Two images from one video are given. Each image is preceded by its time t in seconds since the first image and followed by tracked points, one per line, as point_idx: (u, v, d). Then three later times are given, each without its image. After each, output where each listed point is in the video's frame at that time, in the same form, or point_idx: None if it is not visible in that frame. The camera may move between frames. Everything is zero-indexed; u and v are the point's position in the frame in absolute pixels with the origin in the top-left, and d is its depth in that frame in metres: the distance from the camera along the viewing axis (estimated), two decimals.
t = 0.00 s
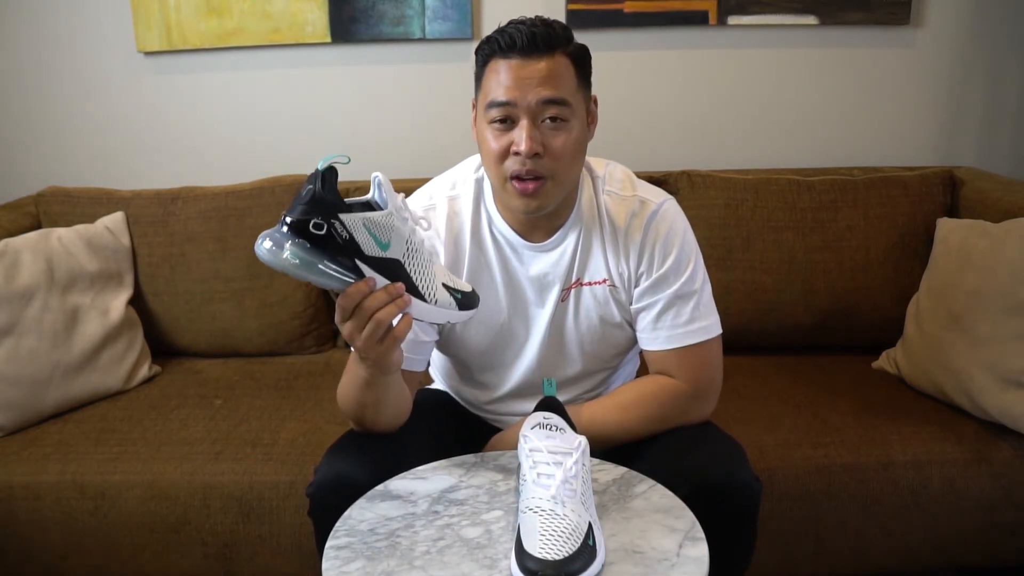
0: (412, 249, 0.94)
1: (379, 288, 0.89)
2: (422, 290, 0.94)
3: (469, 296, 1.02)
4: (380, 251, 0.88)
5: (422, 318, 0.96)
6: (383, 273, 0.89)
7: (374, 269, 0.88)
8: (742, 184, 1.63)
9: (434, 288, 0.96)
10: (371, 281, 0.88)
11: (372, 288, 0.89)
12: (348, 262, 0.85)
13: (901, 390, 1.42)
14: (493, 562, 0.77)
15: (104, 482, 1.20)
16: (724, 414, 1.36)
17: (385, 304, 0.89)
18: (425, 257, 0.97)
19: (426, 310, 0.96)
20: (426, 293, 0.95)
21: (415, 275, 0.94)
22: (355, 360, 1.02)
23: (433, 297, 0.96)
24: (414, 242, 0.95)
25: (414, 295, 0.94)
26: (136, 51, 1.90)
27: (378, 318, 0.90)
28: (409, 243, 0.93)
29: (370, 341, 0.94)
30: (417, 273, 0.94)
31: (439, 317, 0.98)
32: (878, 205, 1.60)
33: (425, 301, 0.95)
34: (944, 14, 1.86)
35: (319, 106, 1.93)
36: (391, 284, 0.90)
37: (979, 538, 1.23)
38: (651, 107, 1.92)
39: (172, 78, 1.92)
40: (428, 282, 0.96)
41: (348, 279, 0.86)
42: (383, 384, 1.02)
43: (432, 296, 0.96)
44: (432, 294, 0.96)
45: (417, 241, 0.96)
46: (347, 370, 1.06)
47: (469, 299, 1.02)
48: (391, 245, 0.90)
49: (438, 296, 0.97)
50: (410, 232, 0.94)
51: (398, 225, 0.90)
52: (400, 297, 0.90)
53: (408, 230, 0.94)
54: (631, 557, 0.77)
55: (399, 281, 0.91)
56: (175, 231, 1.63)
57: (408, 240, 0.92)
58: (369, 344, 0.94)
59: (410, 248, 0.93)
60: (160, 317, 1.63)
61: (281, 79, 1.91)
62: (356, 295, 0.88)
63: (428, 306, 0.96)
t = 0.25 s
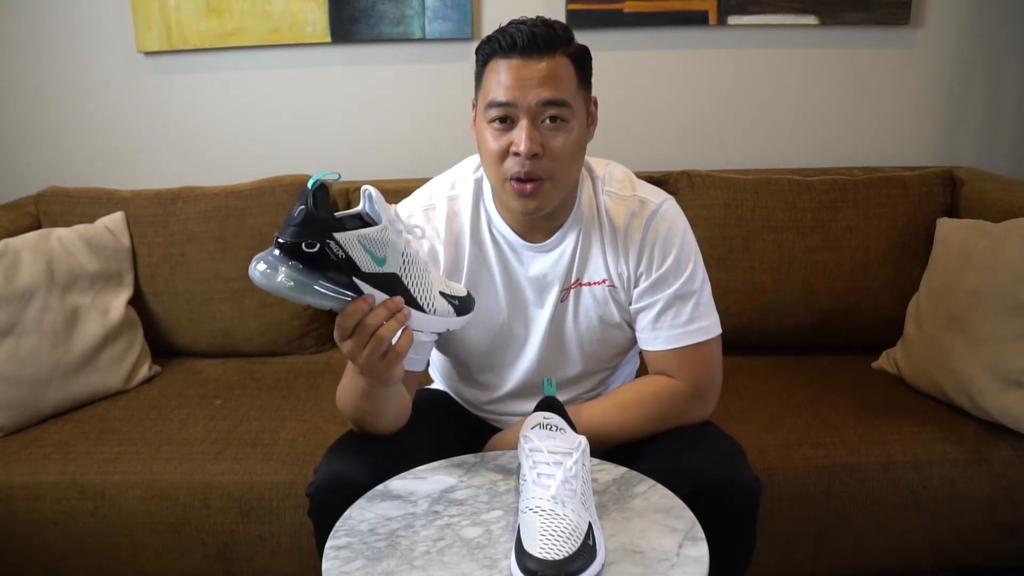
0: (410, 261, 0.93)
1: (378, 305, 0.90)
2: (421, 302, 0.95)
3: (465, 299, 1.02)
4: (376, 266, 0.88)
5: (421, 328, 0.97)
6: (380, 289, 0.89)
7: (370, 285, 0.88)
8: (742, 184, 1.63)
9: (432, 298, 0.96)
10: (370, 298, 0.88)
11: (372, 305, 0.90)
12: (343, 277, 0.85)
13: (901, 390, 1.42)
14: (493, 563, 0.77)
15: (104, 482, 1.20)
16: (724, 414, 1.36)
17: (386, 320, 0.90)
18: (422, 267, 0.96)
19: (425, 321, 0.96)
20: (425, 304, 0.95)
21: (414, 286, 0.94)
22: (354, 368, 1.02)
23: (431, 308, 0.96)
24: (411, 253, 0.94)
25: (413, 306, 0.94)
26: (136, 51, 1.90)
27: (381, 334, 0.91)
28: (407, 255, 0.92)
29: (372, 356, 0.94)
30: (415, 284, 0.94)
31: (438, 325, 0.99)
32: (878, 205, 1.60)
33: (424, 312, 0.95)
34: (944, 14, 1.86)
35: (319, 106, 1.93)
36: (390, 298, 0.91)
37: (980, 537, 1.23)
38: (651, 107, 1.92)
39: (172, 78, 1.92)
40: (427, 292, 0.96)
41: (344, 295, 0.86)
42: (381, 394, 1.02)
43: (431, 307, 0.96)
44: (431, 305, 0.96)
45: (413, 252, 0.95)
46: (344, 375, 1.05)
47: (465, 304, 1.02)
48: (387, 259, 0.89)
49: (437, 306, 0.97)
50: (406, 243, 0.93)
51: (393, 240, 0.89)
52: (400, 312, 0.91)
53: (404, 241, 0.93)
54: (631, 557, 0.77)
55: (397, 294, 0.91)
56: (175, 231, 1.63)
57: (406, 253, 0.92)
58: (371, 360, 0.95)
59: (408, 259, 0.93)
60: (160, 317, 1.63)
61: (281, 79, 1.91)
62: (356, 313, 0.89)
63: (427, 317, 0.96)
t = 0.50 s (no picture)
0: (397, 244, 0.93)
1: (372, 294, 0.91)
2: (410, 284, 0.95)
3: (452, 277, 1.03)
4: (362, 257, 0.88)
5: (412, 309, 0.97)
6: (367, 277, 0.89)
7: (355, 275, 0.88)
8: (742, 184, 1.63)
9: (421, 279, 0.97)
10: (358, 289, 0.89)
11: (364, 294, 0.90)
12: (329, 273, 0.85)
13: (901, 390, 1.42)
14: (493, 562, 0.77)
15: (104, 482, 1.20)
16: (724, 414, 1.36)
17: (377, 306, 0.91)
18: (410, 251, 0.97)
19: (416, 303, 0.97)
20: (415, 286, 0.96)
21: (402, 271, 0.94)
22: (352, 361, 1.01)
23: (421, 289, 0.97)
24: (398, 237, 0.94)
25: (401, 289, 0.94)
26: (136, 51, 1.90)
27: (376, 323, 0.91)
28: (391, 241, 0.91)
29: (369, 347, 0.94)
30: (404, 269, 0.94)
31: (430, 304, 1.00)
32: (878, 205, 1.60)
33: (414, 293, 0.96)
34: (944, 14, 1.86)
35: (319, 106, 1.93)
36: (381, 286, 0.91)
37: (980, 538, 1.23)
38: (651, 107, 1.92)
39: (172, 78, 1.92)
40: (415, 274, 0.96)
41: (333, 289, 0.87)
42: (382, 385, 1.01)
43: (421, 288, 0.97)
44: (420, 286, 0.97)
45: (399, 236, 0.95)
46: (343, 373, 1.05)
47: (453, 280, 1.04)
48: (372, 249, 0.88)
49: (426, 285, 0.98)
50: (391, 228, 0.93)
51: (376, 228, 0.88)
52: (392, 299, 0.92)
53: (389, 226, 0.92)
54: (631, 557, 0.77)
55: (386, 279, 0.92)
56: (175, 231, 1.63)
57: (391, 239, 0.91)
58: (368, 350, 0.95)
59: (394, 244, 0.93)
60: (160, 317, 1.63)
61: (281, 79, 1.91)
62: (350, 307, 0.89)
63: (417, 297, 0.97)
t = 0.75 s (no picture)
0: (405, 223, 0.94)
1: (368, 260, 0.89)
2: (415, 262, 0.94)
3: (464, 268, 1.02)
4: (370, 223, 0.88)
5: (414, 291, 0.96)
6: (374, 245, 0.89)
7: (365, 241, 0.88)
8: (742, 184, 1.63)
9: (426, 260, 0.95)
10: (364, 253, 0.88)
11: (364, 259, 0.89)
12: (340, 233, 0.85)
13: (901, 390, 1.42)
14: (494, 562, 0.77)
15: (104, 482, 1.20)
16: (724, 414, 1.36)
17: (377, 274, 0.89)
18: (417, 232, 0.96)
19: (420, 283, 0.95)
20: (419, 266, 0.95)
21: (407, 247, 0.93)
22: (349, 344, 1.02)
23: (426, 270, 0.95)
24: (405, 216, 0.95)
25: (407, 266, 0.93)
26: (136, 51, 1.90)
27: (368, 289, 0.89)
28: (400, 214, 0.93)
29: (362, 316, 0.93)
30: (409, 246, 0.94)
31: (434, 289, 0.98)
32: (878, 205, 1.60)
33: (419, 272, 0.95)
34: (944, 14, 1.86)
35: (319, 106, 1.93)
36: (382, 255, 0.90)
37: (979, 538, 1.23)
38: (651, 107, 1.92)
39: (172, 78, 1.92)
40: (421, 254, 0.95)
41: (339, 250, 0.86)
42: (379, 365, 1.02)
43: (425, 269, 0.95)
44: (424, 266, 0.95)
45: (408, 216, 0.96)
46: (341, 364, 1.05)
47: (463, 275, 1.02)
48: (379, 217, 0.90)
49: (432, 268, 0.96)
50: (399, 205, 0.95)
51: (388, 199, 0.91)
52: (391, 268, 0.89)
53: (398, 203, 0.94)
54: (631, 557, 0.77)
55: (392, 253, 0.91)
56: (175, 231, 1.63)
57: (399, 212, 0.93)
58: (362, 321, 0.94)
59: (401, 221, 0.94)
60: (160, 317, 1.63)
61: (281, 79, 1.91)
62: (346, 264, 0.87)
63: (421, 278, 0.95)
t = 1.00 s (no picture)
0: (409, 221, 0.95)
1: (379, 258, 0.89)
2: (420, 261, 0.95)
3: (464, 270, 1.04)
4: (378, 222, 0.88)
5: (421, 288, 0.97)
6: (382, 245, 0.89)
7: (374, 239, 0.88)
8: (742, 184, 1.63)
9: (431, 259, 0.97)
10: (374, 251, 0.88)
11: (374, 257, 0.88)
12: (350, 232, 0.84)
13: (901, 390, 1.42)
14: (494, 562, 0.77)
15: (104, 482, 1.20)
16: (724, 414, 1.36)
17: (388, 271, 0.89)
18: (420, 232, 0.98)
19: (427, 280, 0.96)
20: (425, 264, 0.96)
21: (412, 245, 0.94)
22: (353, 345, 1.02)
23: (431, 268, 0.96)
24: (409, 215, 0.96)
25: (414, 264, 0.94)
26: (136, 51, 1.90)
27: (381, 286, 0.89)
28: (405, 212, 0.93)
29: (373, 316, 0.92)
30: (413, 244, 0.95)
31: (437, 288, 0.99)
32: (878, 205, 1.60)
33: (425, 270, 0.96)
34: (944, 15, 1.86)
35: (319, 106, 1.93)
36: (390, 253, 0.90)
37: (979, 538, 1.23)
38: (651, 107, 1.92)
39: (172, 78, 1.92)
40: (424, 254, 0.97)
41: (348, 250, 0.85)
42: (383, 366, 1.02)
43: (430, 267, 0.96)
44: (429, 264, 0.96)
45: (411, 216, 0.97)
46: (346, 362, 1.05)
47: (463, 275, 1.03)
48: (386, 216, 0.90)
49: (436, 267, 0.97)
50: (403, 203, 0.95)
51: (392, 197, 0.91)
52: (401, 265, 0.90)
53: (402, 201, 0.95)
54: (631, 557, 0.77)
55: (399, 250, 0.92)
56: (175, 231, 1.63)
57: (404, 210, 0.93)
58: (372, 320, 0.93)
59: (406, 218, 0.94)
60: (160, 317, 1.63)
61: (281, 79, 1.91)
62: (358, 264, 0.87)
63: (427, 275, 0.96)
